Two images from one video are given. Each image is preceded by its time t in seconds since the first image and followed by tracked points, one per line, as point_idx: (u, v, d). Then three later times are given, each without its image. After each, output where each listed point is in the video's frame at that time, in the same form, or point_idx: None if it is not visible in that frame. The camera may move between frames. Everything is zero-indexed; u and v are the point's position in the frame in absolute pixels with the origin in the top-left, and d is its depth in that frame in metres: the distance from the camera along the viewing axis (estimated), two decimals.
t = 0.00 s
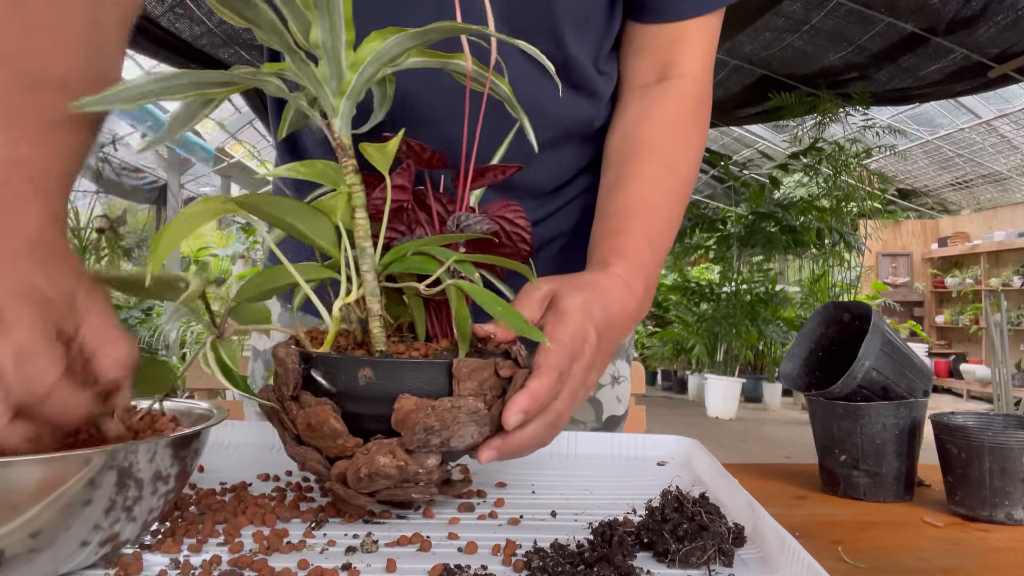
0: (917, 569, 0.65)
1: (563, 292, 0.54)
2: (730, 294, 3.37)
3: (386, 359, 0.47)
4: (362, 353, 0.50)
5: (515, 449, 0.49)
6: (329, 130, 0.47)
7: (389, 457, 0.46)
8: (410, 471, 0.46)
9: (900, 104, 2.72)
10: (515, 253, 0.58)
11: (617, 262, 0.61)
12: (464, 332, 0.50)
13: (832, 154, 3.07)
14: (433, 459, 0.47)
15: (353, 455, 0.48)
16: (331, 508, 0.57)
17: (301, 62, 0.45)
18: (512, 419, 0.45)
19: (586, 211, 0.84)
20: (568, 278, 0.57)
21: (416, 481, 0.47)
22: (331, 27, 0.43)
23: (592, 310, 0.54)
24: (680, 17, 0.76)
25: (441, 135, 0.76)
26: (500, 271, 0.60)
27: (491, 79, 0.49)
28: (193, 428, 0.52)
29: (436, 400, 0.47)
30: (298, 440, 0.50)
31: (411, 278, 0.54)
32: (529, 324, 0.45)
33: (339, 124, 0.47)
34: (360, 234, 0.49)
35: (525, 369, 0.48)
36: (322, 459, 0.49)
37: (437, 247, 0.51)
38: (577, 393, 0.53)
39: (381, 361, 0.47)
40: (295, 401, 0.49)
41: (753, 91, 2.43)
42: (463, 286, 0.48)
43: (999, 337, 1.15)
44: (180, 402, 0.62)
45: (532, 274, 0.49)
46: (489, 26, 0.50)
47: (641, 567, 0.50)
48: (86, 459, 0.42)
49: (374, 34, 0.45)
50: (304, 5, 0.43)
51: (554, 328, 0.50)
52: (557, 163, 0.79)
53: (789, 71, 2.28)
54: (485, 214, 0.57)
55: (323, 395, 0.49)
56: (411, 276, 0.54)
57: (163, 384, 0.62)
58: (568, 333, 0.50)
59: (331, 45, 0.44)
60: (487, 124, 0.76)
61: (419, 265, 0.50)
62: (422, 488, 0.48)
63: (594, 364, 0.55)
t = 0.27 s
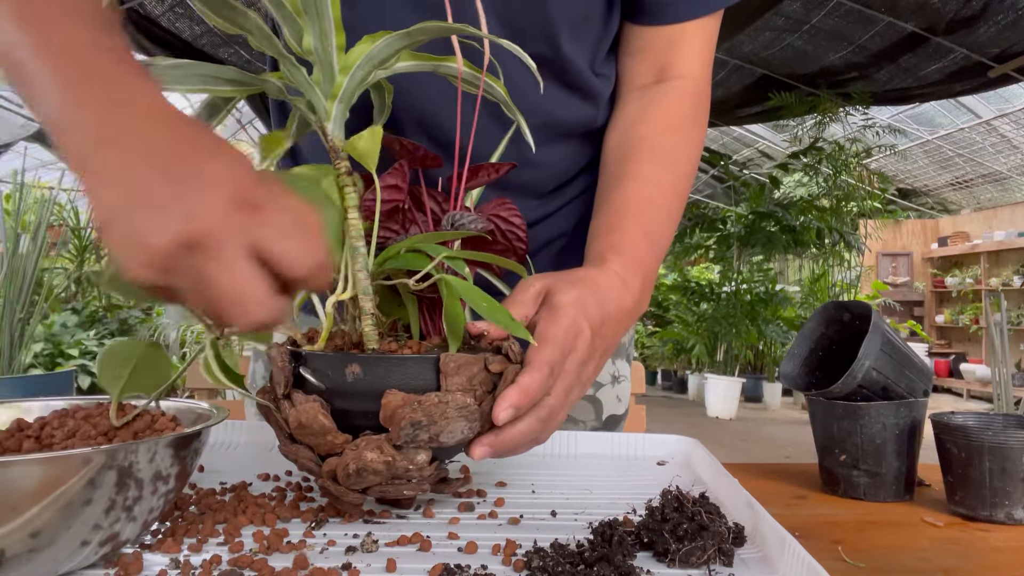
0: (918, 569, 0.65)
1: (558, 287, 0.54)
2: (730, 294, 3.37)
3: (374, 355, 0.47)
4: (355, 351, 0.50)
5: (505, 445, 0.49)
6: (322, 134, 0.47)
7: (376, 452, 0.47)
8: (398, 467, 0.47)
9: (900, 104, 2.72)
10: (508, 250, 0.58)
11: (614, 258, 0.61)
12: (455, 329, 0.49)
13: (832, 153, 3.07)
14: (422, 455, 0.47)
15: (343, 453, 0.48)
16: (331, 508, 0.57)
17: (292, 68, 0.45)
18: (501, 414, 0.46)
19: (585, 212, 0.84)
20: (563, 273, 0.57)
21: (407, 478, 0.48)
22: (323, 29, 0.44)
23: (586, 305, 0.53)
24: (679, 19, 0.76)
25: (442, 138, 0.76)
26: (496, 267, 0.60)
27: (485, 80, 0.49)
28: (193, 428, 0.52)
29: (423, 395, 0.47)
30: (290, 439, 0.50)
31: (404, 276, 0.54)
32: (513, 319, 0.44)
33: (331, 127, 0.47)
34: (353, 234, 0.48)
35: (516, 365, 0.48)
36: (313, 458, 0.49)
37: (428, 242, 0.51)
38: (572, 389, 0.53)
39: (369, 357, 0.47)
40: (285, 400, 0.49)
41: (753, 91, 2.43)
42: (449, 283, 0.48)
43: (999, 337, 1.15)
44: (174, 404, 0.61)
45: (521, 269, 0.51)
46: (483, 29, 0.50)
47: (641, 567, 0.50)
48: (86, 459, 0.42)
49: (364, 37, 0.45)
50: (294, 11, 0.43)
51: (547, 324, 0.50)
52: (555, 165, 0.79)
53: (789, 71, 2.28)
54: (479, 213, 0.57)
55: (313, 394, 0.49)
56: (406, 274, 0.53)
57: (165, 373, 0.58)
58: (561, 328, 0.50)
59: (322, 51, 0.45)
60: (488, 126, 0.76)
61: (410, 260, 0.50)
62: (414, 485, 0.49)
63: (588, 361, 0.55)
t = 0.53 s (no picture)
0: (918, 569, 0.65)
1: (558, 288, 0.54)
2: (730, 294, 3.37)
3: (376, 354, 0.47)
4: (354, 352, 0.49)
5: (507, 446, 0.49)
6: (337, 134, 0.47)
7: (378, 453, 0.47)
8: (400, 467, 0.47)
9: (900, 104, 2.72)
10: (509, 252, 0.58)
11: (614, 258, 0.61)
12: (459, 328, 0.48)
13: (832, 153, 3.07)
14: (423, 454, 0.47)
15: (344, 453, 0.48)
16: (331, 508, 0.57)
17: (311, 66, 0.46)
18: (503, 414, 0.46)
19: (585, 212, 0.84)
20: (562, 274, 0.57)
21: (408, 478, 0.48)
22: (347, 30, 0.44)
23: (586, 306, 0.54)
24: (677, 22, 0.76)
25: (445, 136, 0.76)
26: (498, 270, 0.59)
27: (498, 89, 0.50)
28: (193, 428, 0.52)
29: (425, 395, 0.47)
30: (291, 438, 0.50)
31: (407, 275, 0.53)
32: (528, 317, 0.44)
33: (347, 126, 0.47)
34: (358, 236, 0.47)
35: (518, 366, 0.48)
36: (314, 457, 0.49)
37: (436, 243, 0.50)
38: (573, 390, 0.53)
39: (370, 356, 0.47)
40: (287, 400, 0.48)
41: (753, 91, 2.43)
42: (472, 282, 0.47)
43: (999, 337, 1.15)
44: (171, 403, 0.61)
45: (532, 275, 0.48)
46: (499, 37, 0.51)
47: (641, 567, 0.50)
48: (86, 459, 0.42)
49: (385, 41, 0.44)
50: (317, 12, 0.44)
51: (548, 324, 0.51)
52: (556, 165, 0.79)
53: (789, 71, 2.28)
54: (483, 215, 0.57)
55: (315, 394, 0.49)
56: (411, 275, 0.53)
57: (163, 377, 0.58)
58: (561, 329, 0.50)
59: (341, 52, 0.45)
60: (493, 128, 0.76)
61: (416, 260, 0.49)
62: (415, 485, 0.49)
63: (590, 362, 0.55)
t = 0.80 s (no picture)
0: (918, 569, 0.65)
1: (564, 292, 0.54)
2: (730, 294, 3.37)
3: (384, 362, 0.47)
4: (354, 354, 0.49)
5: (511, 451, 0.50)
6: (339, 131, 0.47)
7: (383, 458, 0.47)
8: (406, 473, 0.47)
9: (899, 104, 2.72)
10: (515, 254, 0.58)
11: (619, 262, 0.61)
12: (463, 331, 0.48)
13: (832, 154, 3.07)
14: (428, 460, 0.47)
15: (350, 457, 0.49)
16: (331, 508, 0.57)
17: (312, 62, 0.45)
18: (507, 420, 0.46)
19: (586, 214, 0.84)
20: (569, 278, 0.56)
21: (412, 482, 0.48)
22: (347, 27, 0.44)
23: (592, 311, 0.54)
24: (678, 25, 0.77)
25: (447, 135, 0.75)
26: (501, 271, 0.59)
27: (500, 85, 0.50)
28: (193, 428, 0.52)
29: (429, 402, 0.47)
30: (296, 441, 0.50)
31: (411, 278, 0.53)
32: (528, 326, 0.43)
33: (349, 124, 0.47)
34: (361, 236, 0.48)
35: (523, 371, 0.49)
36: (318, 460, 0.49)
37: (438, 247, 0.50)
38: (577, 395, 0.54)
39: (379, 362, 0.47)
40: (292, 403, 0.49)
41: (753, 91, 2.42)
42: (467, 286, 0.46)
43: (999, 337, 1.15)
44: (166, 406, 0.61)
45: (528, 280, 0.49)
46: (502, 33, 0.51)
47: (641, 567, 0.50)
48: (86, 459, 0.42)
49: (386, 36, 0.45)
50: (318, 7, 0.44)
51: (553, 330, 0.50)
52: (557, 166, 0.79)
53: (789, 71, 2.28)
54: (486, 215, 0.57)
55: (320, 398, 0.48)
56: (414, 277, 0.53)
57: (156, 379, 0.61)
58: (567, 335, 0.50)
59: (342, 46, 0.45)
60: (496, 128, 0.76)
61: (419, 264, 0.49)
62: (419, 489, 0.49)
63: (594, 368, 0.55)
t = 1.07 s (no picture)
0: (918, 569, 0.65)
1: (566, 293, 0.54)
2: (730, 294, 3.37)
3: (378, 360, 0.47)
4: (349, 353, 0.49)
5: (507, 450, 0.49)
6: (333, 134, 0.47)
7: (378, 455, 0.46)
8: (400, 470, 0.47)
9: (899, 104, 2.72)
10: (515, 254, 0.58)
11: (621, 263, 0.61)
12: (459, 332, 0.49)
13: (832, 154, 3.07)
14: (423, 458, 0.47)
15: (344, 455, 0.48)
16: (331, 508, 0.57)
17: (306, 64, 0.45)
18: (500, 418, 0.46)
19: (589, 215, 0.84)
20: (570, 279, 0.56)
21: (408, 481, 0.48)
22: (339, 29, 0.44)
23: (592, 313, 0.53)
24: (678, 25, 0.77)
25: (451, 135, 0.75)
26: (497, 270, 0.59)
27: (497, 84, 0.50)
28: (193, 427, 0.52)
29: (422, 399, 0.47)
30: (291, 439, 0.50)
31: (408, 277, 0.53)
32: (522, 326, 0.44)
33: (343, 126, 0.47)
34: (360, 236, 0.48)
35: (519, 369, 0.48)
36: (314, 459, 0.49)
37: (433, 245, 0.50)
38: (575, 397, 0.53)
39: (375, 360, 0.47)
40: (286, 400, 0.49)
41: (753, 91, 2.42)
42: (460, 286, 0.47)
43: (999, 337, 1.15)
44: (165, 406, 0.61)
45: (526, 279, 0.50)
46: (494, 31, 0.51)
47: (641, 567, 0.50)
48: (87, 459, 0.42)
49: (378, 37, 0.45)
50: (309, 9, 0.43)
51: (552, 331, 0.50)
52: (559, 167, 0.79)
53: (789, 71, 2.28)
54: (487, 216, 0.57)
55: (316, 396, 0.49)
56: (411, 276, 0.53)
57: (157, 377, 0.61)
58: (566, 337, 0.50)
59: (335, 48, 0.45)
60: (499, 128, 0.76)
61: (416, 262, 0.49)
62: (415, 488, 0.49)
63: (593, 368, 0.55)
